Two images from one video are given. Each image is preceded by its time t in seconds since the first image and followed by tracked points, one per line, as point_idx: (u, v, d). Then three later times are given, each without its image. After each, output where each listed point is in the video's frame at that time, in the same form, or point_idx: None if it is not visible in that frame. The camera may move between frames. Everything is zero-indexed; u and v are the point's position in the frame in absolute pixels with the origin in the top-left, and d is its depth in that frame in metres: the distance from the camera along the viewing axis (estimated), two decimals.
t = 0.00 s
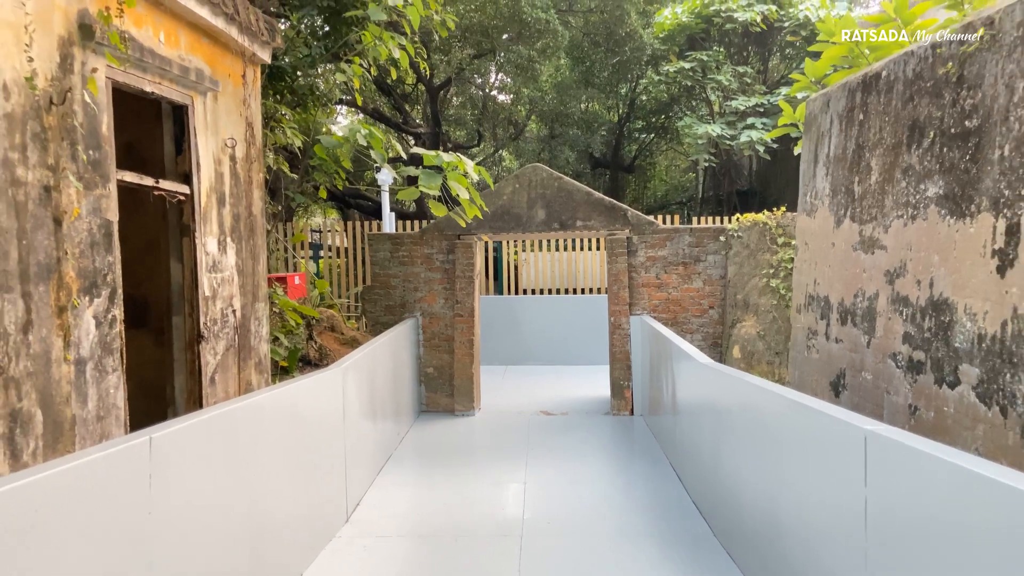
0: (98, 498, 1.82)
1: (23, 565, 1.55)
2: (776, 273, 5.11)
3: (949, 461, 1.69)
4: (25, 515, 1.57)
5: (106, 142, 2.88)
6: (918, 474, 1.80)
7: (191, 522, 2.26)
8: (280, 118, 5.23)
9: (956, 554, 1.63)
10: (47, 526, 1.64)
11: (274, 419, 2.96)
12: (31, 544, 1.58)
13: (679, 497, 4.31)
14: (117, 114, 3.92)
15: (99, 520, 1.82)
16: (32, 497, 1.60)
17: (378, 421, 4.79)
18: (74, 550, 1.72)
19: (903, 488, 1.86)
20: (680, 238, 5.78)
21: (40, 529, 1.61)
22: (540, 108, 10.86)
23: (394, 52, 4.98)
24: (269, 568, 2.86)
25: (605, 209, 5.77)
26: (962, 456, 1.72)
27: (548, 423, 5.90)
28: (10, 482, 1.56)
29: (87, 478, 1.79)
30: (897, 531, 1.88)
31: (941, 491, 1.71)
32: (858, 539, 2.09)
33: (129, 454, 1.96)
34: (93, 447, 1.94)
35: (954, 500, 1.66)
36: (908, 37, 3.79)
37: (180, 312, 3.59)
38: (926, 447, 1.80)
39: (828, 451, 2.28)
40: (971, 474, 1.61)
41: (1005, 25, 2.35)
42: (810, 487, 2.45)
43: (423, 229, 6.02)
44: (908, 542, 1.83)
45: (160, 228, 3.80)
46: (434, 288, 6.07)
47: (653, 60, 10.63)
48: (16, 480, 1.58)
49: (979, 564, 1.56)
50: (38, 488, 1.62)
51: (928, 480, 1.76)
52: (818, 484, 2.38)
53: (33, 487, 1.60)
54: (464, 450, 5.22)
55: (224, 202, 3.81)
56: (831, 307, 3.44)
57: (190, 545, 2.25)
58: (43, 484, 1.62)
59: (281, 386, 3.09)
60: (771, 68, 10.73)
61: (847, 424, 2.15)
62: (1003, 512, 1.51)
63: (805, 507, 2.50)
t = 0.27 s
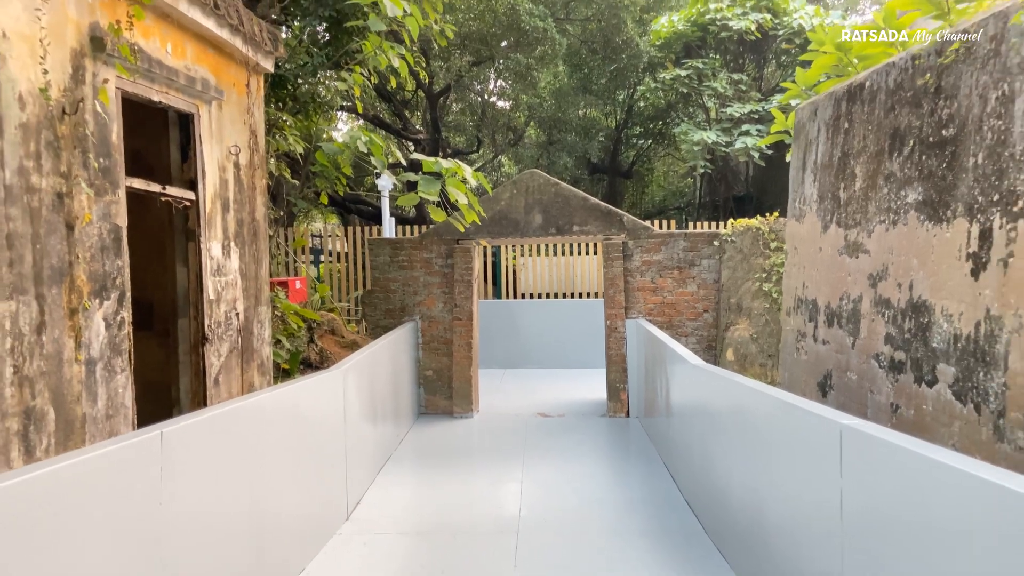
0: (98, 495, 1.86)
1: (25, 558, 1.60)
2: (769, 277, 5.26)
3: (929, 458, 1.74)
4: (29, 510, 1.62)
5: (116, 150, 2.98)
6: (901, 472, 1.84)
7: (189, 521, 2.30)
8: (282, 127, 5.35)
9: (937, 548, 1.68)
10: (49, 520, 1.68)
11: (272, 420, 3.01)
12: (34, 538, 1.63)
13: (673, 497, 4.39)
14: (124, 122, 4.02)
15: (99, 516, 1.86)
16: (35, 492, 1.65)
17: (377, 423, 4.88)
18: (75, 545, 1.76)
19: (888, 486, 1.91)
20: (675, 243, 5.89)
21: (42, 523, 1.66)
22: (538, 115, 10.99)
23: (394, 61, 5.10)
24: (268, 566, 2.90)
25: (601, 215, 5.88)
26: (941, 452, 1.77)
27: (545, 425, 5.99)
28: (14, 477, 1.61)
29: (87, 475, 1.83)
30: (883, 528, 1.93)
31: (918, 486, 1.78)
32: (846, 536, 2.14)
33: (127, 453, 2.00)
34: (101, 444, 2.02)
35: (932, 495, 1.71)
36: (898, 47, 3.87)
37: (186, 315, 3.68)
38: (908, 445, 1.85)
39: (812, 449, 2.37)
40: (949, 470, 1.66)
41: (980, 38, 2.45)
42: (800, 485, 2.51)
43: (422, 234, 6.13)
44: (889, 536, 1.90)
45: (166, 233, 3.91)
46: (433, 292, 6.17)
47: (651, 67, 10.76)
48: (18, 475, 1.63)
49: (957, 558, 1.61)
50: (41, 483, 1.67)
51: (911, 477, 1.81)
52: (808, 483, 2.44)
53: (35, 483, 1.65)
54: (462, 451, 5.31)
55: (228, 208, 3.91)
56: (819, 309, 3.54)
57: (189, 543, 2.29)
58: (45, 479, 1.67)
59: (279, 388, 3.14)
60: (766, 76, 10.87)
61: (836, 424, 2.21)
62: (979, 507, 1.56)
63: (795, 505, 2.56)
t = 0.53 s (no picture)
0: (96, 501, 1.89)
1: (24, 562, 1.63)
2: (765, 288, 5.22)
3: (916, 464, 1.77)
4: (35, 512, 1.67)
5: (127, 167, 3.09)
6: (888, 478, 1.88)
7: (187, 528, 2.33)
8: (286, 141, 5.48)
9: (921, 552, 1.71)
10: (47, 525, 1.71)
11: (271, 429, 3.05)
12: (33, 543, 1.66)
13: (669, 505, 4.46)
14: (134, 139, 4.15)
15: (98, 523, 1.90)
16: (34, 497, 1.68)
17: (378, 433, 4.95)
18: (81, 546, 1.82)
19: (877, 492, 1.94)
20: (671, 256, 5.99)
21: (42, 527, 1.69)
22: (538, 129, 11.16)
23: (395, 79, 5.23)
24: None
25: (598, 228, 5.99)
26: (928, 458, 1.80)
27: (544, 435, 6.06)
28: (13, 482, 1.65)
29: (87, 481, 1.87)
30: (872, 533, 1.96)
31: (895, 487, 1.85)
32: (835, 543, 2.17)
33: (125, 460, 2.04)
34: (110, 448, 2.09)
35: (918, 501, 1.74)
36: (890, 64, 4.06)
37: (192, 325, 3.79)
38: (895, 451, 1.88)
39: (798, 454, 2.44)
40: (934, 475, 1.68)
41: (955, 60, 2.55)
42: (791, 493, 2.55)
43: (423, 246, 6.24)
44: (870, 537, 1.96)
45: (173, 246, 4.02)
46: (434, 304, 6.27)
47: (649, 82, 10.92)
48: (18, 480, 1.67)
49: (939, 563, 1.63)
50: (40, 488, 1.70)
51: (898, 483, 1.84)
52: (798, 491, 2.47)
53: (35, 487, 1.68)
54: (461, 461, 5.38)
55: (233, 222, 4.02)
56: (808, 320, 3.63)
57: (187, 550, 2.33)
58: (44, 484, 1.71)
59: (279, 398, 3.18)
60: (763, 91, 11.04)
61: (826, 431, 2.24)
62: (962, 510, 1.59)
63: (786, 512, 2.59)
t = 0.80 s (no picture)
0: (107, 502, 1.93)
1: (44, 556, 1.69)
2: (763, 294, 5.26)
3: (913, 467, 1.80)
4: (62, 505, 1.76)
5: (143, 177, 3.21)
6: (881, 478, 1.93)
7: (194, 531, 2.37)
8: (294, 150, 5.63)
9: (919, 555, 1.74)
10: (60, 526, 1.75)
11: (277, 434, 3.10)
12: (47, 541, 1.69)
13: (668, 507, 4.54)
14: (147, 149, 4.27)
15: (109, 524, 1.93)
16: (59, 492, 1.76)
17: (382, 437, 5.02)
18: (102, 539, 1.90)
19: (876, 496, 1.97)
20: (670, 263, 6.09)
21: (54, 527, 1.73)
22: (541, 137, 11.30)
23: (399, 90, 5.34)
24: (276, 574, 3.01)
25: (598, 235, 6.10)
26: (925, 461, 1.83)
27: (545, 439, 6.15)
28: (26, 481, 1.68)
29: (98, 481, 1.90)
30: (871, 538, 1.98)
31: (884, 486, 1.92)
32: (837, 547, 2.20)
33: (134, 462, 2.08)
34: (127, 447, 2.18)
35: (914, 505, 1.77)
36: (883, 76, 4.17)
37: (203, 330, 3.90)
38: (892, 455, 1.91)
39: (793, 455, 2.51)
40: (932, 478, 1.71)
41: (939, 75, 2.64)
42: (786, 494, 2.62)
43: (426, 253, 6.35)
44: (862, 534, 2.03)
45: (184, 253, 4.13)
46: (437, 310, 6.38)
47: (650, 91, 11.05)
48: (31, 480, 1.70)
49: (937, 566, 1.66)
50: (53, 488, 1.74)
51: (891, 483, 1.89)
52: (793, 491, 2.54)
53: (49, 486, 1.72)
54: (464, 464, 5.46)
55: (243, 230, 4.14)
56: (802, 325, 3.73)
57: (196, 552, 2.37)
58: (57, 484, 1.74)
59: (284, 403, 3.23)
60: (762, 100, 11.16)
61: (826, 437, 2.27)
62: (959, 514, 1.62)
63: (785, 516, 2.63)
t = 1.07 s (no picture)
0: (113, 498, 1.97)
1: (66, 542, 1.78)
2: (761, 296, 5.33)
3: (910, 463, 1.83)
4: (83, 494, 1.85)
5: (158, 182, 3.32)
6: (867, 470, 2.02)
7: (198, 528, 2.41)
8: (300, 154, 5.72)
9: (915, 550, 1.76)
10: (65, 521, 1.78)
11: (278, 433, 3.14)
12: (68, 529, 1.78)
13: (667, 505, 4.64)
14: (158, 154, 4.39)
15: (125, 514, 2.02)
16: (81, 482, 1.86)
17: (386, 437, 5.11)
18: (120, 528, 1.99)
19: (873, 492, 2.00)
20: (669, 266, 6.21)
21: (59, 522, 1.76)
22: (542, 141, 11.40)
23: (405, 98, 5.38)
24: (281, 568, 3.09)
25: (599, 239, 6.21)
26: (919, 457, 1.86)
27: (547, 439, 6.25)
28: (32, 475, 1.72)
29: (115, 473, 2.00)
30: (869, 535, 2.01)
31: (869, 478, 2.02)
32: (836, 545, 2.22)
33: (138, 459, 2.11)
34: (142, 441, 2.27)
35: (910, 501, 1.80)
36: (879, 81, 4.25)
37: (214, 331, 4.01)
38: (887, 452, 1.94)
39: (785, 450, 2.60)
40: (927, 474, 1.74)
41: (926, 84, 2.74)
42: (779, 489, 2.70)
43: (430, 256, 6.47)
44: (852, 526, 2.12)
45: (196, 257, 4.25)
46: (440, 312, 6.48)
47: (651, 96, 11.16)
48: (37, 475, 1.74)
49: (934, 562, 1.68)
50: (60, 483, 1.77)
51: (875, 474, 1.98)
52: (787, 486, 2.63)
53: (71, 476, 1.81)
54: (467, 463, 5.56)
55: (252, 233, 4.25)
56: (797, 326, 3.83)
57: (202, 548, 2.43)
58: (64, 480, 1.78)
59: (286, 403, 3.28)
60: (761, 106, 11.29)
61: (824, 435, 2.31)
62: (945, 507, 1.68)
63: (784, 515, 2.66)
